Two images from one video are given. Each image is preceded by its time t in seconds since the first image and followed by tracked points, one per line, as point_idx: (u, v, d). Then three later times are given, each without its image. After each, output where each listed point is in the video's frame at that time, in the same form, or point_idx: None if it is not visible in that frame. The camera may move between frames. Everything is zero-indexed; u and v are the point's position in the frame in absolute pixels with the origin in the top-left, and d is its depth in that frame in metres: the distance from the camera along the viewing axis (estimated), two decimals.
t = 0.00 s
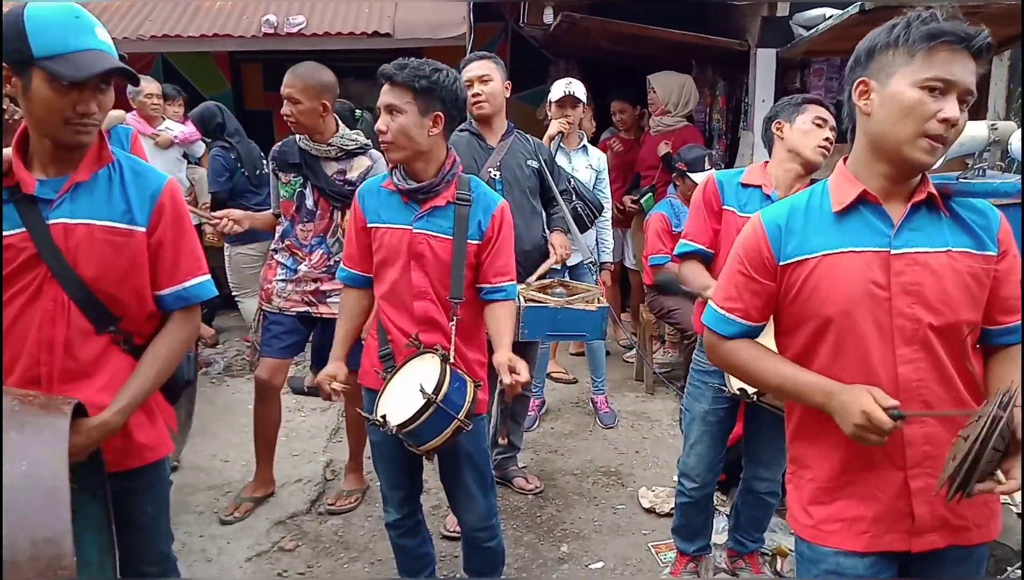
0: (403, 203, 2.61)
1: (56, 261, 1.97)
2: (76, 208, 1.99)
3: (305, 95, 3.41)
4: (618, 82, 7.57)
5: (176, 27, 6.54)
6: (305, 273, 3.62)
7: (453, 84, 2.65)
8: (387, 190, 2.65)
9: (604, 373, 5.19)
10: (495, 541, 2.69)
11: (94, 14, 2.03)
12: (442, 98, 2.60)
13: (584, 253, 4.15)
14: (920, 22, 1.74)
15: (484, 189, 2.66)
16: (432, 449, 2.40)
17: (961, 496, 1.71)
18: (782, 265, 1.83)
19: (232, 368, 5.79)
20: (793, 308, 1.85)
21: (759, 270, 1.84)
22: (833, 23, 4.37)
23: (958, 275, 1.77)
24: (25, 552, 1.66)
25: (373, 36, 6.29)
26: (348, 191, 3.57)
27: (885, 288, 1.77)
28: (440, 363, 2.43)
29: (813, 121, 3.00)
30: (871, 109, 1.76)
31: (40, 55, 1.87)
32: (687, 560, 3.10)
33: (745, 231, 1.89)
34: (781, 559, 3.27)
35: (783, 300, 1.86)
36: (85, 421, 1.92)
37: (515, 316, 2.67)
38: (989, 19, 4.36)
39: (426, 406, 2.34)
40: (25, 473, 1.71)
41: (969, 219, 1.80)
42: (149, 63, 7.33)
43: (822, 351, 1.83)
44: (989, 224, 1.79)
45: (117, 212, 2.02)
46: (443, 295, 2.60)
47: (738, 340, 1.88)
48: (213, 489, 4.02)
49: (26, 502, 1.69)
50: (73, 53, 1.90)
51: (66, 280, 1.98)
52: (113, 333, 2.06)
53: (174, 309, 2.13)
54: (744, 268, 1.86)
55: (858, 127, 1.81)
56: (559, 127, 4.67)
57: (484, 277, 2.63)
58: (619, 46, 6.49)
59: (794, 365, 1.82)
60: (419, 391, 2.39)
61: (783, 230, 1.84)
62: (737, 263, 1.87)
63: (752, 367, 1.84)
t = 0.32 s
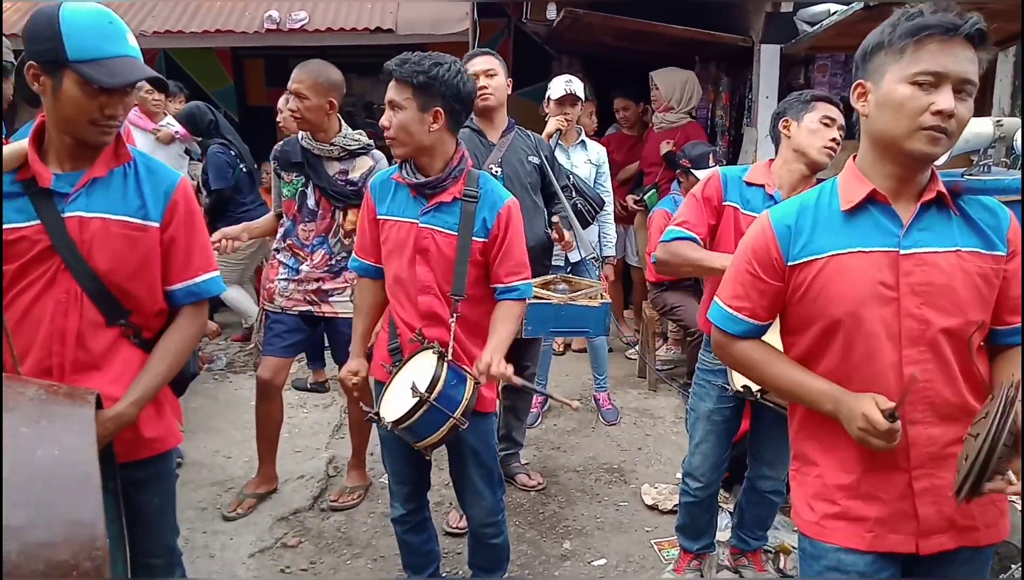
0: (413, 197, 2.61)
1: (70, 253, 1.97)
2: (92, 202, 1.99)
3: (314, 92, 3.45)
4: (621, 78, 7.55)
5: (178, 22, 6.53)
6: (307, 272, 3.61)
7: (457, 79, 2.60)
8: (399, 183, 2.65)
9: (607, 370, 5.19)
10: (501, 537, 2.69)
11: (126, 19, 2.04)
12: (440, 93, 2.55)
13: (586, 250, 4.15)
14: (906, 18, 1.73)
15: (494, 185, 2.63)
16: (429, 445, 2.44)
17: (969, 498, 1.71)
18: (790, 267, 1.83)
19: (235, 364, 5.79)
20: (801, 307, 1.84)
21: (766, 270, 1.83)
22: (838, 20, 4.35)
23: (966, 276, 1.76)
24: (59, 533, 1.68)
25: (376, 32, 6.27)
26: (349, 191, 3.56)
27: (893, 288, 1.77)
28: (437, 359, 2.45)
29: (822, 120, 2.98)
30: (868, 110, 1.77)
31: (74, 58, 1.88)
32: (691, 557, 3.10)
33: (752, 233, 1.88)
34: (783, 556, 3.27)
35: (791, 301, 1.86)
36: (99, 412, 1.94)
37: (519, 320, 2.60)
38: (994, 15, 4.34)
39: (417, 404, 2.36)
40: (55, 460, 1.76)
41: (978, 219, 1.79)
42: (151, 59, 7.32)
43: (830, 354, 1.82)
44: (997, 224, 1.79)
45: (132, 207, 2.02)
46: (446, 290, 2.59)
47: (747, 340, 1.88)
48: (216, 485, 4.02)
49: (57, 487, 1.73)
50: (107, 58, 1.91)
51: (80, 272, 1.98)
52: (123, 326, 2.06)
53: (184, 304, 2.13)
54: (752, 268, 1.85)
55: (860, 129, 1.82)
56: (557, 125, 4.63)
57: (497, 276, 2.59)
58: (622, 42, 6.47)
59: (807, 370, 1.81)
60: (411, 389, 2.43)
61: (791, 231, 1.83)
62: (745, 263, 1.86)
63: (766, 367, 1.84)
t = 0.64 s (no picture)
0: (424, 188, 2.63)
1: (91, 236, 2.02)
2: (111, 188, 2.05)
3: (317, 83, 3.45)
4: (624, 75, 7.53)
5: (180, 19, 6.53)
6: (309, 267, 3.61)
7: (468, 71, 2.56)
8: (412, 175, 2.67)
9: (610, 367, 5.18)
10: (504, 533, 2.69)
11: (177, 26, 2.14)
12: (451, 88, 2.52)
13: (588, 245, 4.15)
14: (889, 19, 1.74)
15: (505, 176, 2.61)
16: (426, 435, 2.44)
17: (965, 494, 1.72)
18: (796, 256, 1.81)
19: (238, 361, 5.80)
20: (808, 300, 1.83)
21: (774, 261, 1.83)
22: (842, 15, 4.33)
23: (974, 271, 1.75)
24: (99, 491, 1.76)
25: (378, 28, 6.26)
26: (349, 185, 3.56)
27: (899, 281, 1.75)
28: (436, 349, 2.47)
29: (826, 114, 2.97)
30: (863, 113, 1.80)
31: (142, 62, 1.97)
32: (694, 555, 3.09)
33: (761, 225, 1.87)
34: (786, 553, 3.27)
35: (797, 293, 1.84)
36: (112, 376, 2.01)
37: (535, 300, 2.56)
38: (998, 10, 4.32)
39: (412, 393, 2.38)
40: (88, 422, 1.82)
41: (988, 215, 1.77)
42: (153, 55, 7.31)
43: (834, 347, 1.82)
44: (1007, 220, 1.76)
45: (151, 197, 2.10)
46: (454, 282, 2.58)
47: (760, 333, 1.87)
48: (218, 481, 4.02)
49: (92, 448, 1.79)
50: (171, 67, 2.03)
51: (101, 255, 2.03)
52: (136, 307, 2.12)
53: (190, 291, 2.22)
54: (759, 260, 1.85)
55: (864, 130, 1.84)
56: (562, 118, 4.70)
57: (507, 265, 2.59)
58: (625, 37, 6.46)
59: (816, 365, 1.81)
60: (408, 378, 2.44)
61: (798, 220, 1.82)
62: (754, 257, 1.86)
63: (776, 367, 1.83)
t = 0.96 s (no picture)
0: (429, 192, 2.63)
1: (68, 243, 2.17)
2: (90, 196, 2.21)
3: (317, 85, 3.45)
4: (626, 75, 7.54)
5: (182, 21, 6.54)
6: (310, 269, 3.61)
7: (481, 79, 2.57)
8: (417, 180, 2.67)
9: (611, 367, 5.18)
10: (508, 534, 2.69)
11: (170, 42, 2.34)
12: (465, 94, 2.53)
13: (588, 246, 4.14)
14: (860, 27, 1.77)
15: (511, 181, 2.61)
16: (432, 436, 2.43)
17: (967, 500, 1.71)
18: (799, 261, 1.81)
19: (240, 362, 5.80)
20: (811, 304, 1.83)
21: (777, 266, 1.82)
22: (844, 14, 4.33)
23: (977, 274, 1.75)
24: (94, 462, 1.84)
25: (379, 29, 6.27)
26: (350, 189, 3.57)
27: (902, 284, 1.75)
28: (444, 351, 2.46)
29: (817, 112, 2.96)
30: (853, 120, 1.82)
31: (145, 74, 2.17)
32: (697, 555, 3.08)
33: (762, 228, 1.87)
34: (788, 554, 3.26)
35: (800, 297, 1.84)
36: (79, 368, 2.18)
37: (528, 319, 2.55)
38: (1000, 9, 4.32)
39: (420, 394, 2.37)
40: (69, 398, 1.88)
41: (993, 218, 1.77)
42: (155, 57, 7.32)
43: (839, 350, 1.81)
44: (1012, 222, 1.76)
45: (125, 206, 2.27)
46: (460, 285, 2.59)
47: (758, 338, 1.86)
48: (220, 482, 4.02)
49: (79, 422, 1.86)
50: (168, 80, 2.22)
51: (76, 261, 2.18)
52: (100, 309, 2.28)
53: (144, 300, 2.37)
54: (762, 264, 1.84)
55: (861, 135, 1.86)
56: (563, 120, 4.69)
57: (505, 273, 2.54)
58: (626, 38, 6.46)
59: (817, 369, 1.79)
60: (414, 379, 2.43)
61: (801, 225, 1.81)
62: (754, 259, 1.85)
63: (772, 369, 1.82)
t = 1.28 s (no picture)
0: (432, 191, 2.62)
1: (66, 242, 2.18)
2: (90, 198, 2.23)
3: (337, 94, 3.44)
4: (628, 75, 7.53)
5: (185, 21, 6.55)
6: (313, 270, 3.61)
7: (481, 80, 2.55)
8: (418, 179, 2.67)
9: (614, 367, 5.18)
10: (510, 532, 2.69)
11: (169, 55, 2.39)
12: (464, 96, 2.52)
13: (590, 247, 4.14)
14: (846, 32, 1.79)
15: (513, 181, 2.61)
16: (439, 435, 2.44)
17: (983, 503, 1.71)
18: (801, 269, 1.81)
19: (242, 361, 5.81)
20: (813, 310, 1.83)
21: (778, 273, 1.83)
22: (847, 14, 4.33)
23: (980, 278, 1.74)
24: (76, 464, 1.86)
25: (382, 29, 6.27)
26: (354, 190, 3.58)
27: (905, 291, 1.75)
28: (449, 350, 2.47)
29: (807, 109, 2.95)
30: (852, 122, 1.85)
31: (160, 84, 2.24)
32: (699, 555, 3.08)
33: (764, 235, 1.88)
34: (791, 554, 3.25)
35: (803, 302, 1.84)
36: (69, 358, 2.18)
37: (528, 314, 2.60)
38: (1003, 10, 4.31)
39: (428, 394, 2.37)
40: (60, 397, 1.90)
41: (998, 222, 1.77)
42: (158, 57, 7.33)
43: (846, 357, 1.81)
44: (1015, 225, 1.76)
45: (122, 210, 2.30)
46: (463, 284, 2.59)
47: (763, 341, 1.87)
48: (223, 482, 4.03)
49: (67, 421, 1.88)
50: (177, 90, 2.29)
51: (72, 260, 2.20)
52: (87, 307, 2.29)
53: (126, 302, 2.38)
54: (763, 270, 1.84)
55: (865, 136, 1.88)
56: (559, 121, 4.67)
57: (505, 270, 2.58)
58: (628, 37, 6.46)
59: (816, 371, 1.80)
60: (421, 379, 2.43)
61: (801, 231, 1.82)
62: (756, 263, 1.86)
63: (779, 370, 1.83)
